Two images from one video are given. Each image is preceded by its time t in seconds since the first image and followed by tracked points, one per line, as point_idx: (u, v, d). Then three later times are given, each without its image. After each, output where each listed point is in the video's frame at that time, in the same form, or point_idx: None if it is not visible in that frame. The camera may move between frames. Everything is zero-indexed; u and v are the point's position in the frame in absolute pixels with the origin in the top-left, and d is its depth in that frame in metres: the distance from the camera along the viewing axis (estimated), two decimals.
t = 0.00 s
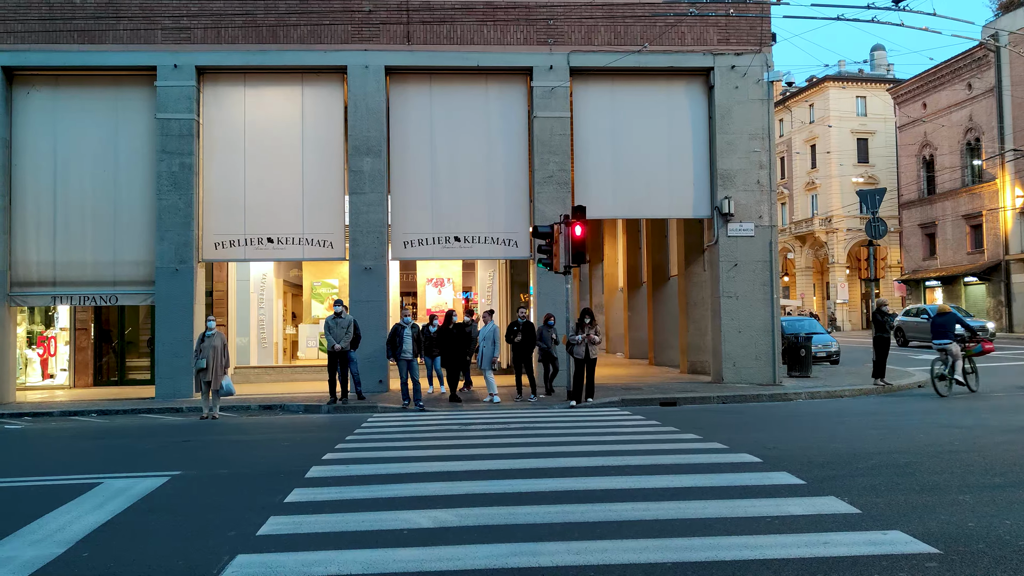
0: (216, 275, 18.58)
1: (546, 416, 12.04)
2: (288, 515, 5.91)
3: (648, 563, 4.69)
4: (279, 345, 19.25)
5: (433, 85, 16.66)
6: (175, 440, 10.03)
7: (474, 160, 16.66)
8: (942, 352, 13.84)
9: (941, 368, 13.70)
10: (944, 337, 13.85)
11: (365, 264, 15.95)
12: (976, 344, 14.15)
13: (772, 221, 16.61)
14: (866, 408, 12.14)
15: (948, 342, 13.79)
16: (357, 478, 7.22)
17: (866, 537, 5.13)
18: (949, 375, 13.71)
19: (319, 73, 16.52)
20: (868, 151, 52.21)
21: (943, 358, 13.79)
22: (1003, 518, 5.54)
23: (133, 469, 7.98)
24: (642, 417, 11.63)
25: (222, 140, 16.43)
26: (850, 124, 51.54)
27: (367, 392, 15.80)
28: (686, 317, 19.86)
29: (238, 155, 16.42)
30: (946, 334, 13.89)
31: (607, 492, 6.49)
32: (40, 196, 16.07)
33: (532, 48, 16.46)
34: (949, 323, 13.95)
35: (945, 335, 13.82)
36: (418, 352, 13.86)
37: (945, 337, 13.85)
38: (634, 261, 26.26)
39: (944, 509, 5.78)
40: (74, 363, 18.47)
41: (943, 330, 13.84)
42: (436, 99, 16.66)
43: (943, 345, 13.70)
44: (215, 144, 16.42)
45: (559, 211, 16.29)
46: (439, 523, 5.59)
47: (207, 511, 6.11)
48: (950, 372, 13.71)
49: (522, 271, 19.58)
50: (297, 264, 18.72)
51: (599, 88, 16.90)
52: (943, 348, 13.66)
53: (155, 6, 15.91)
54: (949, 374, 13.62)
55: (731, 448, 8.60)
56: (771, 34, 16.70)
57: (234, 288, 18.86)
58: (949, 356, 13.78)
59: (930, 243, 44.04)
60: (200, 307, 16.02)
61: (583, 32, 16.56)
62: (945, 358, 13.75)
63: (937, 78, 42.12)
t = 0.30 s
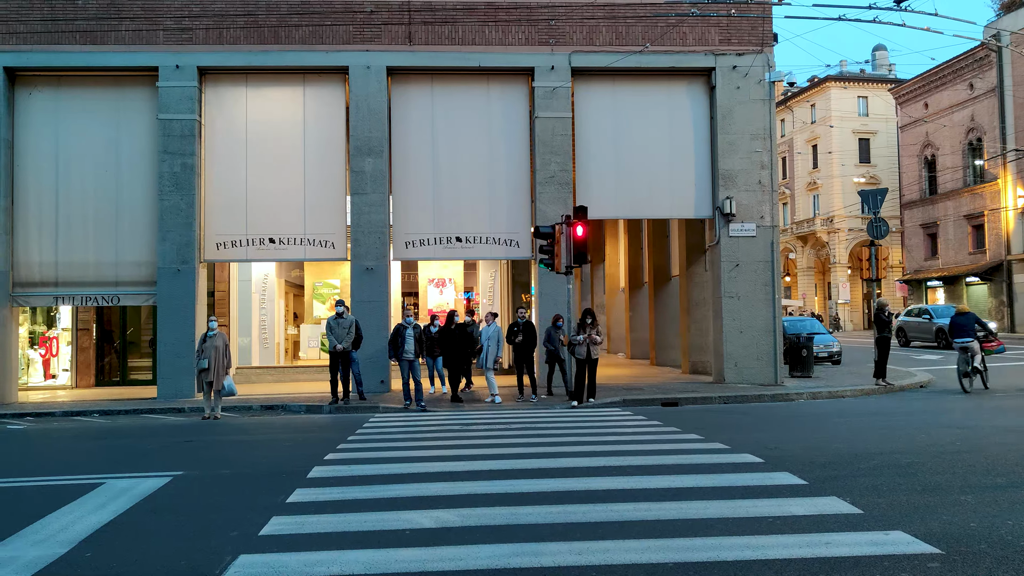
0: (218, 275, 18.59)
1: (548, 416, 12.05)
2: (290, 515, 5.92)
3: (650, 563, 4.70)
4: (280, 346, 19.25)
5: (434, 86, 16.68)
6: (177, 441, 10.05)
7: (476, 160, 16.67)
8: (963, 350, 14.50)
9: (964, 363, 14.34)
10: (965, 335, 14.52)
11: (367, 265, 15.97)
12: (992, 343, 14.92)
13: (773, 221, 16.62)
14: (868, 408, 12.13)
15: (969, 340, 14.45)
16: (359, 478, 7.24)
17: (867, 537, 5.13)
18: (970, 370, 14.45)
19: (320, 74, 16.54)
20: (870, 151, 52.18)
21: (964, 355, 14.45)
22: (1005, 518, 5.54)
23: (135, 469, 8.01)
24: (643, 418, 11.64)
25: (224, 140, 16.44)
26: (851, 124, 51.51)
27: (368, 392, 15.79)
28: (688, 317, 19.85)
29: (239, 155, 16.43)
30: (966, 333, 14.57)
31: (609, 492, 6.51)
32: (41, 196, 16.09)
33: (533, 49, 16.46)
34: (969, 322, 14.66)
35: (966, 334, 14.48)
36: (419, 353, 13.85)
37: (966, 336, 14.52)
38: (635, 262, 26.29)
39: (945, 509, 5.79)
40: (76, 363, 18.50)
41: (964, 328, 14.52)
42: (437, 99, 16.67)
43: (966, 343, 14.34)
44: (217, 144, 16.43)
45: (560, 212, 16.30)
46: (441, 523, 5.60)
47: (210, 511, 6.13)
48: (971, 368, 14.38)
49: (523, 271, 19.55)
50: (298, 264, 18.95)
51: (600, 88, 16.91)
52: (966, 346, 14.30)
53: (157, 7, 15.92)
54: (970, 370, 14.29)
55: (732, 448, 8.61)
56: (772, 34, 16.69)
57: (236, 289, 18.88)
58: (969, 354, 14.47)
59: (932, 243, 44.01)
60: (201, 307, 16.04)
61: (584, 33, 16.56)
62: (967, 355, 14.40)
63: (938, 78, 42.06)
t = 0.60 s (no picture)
0: (220, 276, 18.59)
1: (550, 417, 12.06)
2: (293, 515, 5.93)
3: (651, 563, 4.70)
4: (282, 346, 19.24)
5: (436, 86, 16.69)
6: (179, 441, 10.07)
7: (478, 161, 16.67)
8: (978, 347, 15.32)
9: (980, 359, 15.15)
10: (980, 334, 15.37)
11: (369, 265, 15.98)
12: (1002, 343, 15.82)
13: (775, 221, 16.61)
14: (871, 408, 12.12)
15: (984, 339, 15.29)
16: (361, 479, 7.24)
17: (869, 537, 5.12)
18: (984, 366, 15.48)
19: (322, 74, 16.55)
20: (872, 152, 52.13)
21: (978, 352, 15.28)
22: (1007, 518, 5.53)
23: (138, 469, 8.02)
24: (645, 418, 11.64)
25: (226, 141, 16.46)
26: (853, 124, 51.48)
27: (370, 392, 15.79)
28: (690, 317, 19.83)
29: (241, 156, 16.44)
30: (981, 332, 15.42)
31: (611, 492, 6.51)
32: (44, 197, 16.11)
33: (535, 49, 16.47)
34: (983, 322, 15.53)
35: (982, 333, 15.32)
36: (421, 353, 13.85)
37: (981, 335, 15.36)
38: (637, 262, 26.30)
39: (948, 510, 5.78)
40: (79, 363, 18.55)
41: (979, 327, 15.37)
42: (439, 99, 16.68)
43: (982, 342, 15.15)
44: (219, 145, 16.45)
45: (562, 212, 16.30)
46: (442, 524, 5.61)
47: (212, 511, 6.14)
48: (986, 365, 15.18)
49: (523, 270, 19.62)
50: (300, 264, 19.04)
51: (602, 88, 16.91)
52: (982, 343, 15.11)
53: (160, 8, 15.93)
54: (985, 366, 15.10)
55: (734, 448, 8.62)
56: (774, 34, 16.68)
57: (238, 289, 18.88)
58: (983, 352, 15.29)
59: (934, 243, 43.98)
60: (203, 308, 16.05)
61: (586, 33, 16.56)
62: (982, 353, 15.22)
63: (940, 78, 42.04)
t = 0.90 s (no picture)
0: (222, 276, 18.61)
1: (552, 417, 12.05)
2: (295, 515, 5.93)
3: (654, 564, 4.69)
4: (285, 347, 19.25)
5: (438, 87, 16.69)
6: (182, 442, 10.08)
7: (479, 161, 16.67)
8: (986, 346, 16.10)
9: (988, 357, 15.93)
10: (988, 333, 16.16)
11: (371, 266, 15.99)
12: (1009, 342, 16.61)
13: (777, 222, 16.60)
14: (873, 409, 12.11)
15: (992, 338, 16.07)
16: (363, 479, 7.24)
17: (872, 538, 5.11)
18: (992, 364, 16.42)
19: (324, 75, 16.57)
20: (874, 152, 52.07)
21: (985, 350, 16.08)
22: (1011, 519, 5.51)
23: (141, 469, 8.04)
24: (647, 418, 11.64)
25: (228, 142, 16.47)
26: (855, 124, 51.44)
27: (372, 393, 15.79)
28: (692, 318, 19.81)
29: (243, 156, 16.45)
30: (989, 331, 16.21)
31: (612, 492, 6.51)
32: (46, 198, 16.13)
33: (537, 50, 16.47)
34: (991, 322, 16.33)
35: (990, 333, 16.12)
36: (424, 354, 13.85)
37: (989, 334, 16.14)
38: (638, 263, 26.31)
39: (950, 511, 5.76)
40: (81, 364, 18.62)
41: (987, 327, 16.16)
42: (441, 100, 16.68)
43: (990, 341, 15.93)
44: (221, 145, 16.46)
45: (564, 212, 16.29)
46: (444, 524, 5.60)
47: (215, 511, 6.14)
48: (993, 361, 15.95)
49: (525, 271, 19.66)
50: (302, 265, 19.04)
51: (604, 89, 16.90)
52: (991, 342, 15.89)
53: (162, 8, 15.95)
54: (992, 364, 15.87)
55: (736, 449, 8.60)
56: (776, 34, 16.66)
57: (239, 290, 18.89)
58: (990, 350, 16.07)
59: (936, 244, 43.93)
60: (205, 308, 16.08)
61: (588, 34, 16.57)
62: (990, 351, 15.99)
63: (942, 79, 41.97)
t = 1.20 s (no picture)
0: (224, 277, 18.63)
1: (553, 418, 12.06)
2: (296, 516, 5.93)
3: (655, 565, 4.69)
4: (286, 347, 19.28)
5: (439, 88, 16.70)
6: (184, 442, 10.10)
7: (481, 162, 16.67)
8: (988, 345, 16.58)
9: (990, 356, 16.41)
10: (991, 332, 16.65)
11: (372, 266, 15.99)
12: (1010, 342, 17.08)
13: (779, 222, 16.58)
14: (875, 410, 12.09)
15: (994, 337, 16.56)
16: (365, 480, 7.25)
17: (874, 539, 5.10)
18: (1003, 370, 17.15)
19: (326, 76, 16.58)
20: (876, 153, 52.04)
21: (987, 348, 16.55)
22: (1013, 520, 5.50)
23: (143, 470, 8.06)
24: (649, 419, 11.64)
25: (229, 143, 16.48)
26: (857, 125, 51.40)
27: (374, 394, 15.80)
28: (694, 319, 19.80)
29: (245, 157, 16.47)
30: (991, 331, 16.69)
31: (614, 493, 6.51)
32: (48, 198, 16.15)
33: (538, 50, 16.47)
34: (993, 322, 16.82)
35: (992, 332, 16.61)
36: (425, 355, 13.85)
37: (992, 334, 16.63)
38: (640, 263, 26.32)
39: (953, 512, 5.75)
40: (84, 365, 18.66)
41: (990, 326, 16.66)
42: (442, 101, 16.69)
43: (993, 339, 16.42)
44: (222, 146, 16.48)
45: (566, 213, 16.28)
46: (446, 525, 5.60)
47: (217, 512, 6.15)
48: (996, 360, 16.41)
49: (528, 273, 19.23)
50: (303, 265, 18.86)
51: (605, 90, 16.90)
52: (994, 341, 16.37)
53: (164, 9, 15.98)
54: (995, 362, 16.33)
55: (738, 450, 8.61)
56: (778, 35, 16.65)
57: (241, 291, 18.91)
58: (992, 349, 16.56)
59: (939, 245, 43.88)
60: (207, 309, 16.09)
61: (589, 35, 16.58)
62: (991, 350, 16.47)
63: (944, 79, 41.92)
